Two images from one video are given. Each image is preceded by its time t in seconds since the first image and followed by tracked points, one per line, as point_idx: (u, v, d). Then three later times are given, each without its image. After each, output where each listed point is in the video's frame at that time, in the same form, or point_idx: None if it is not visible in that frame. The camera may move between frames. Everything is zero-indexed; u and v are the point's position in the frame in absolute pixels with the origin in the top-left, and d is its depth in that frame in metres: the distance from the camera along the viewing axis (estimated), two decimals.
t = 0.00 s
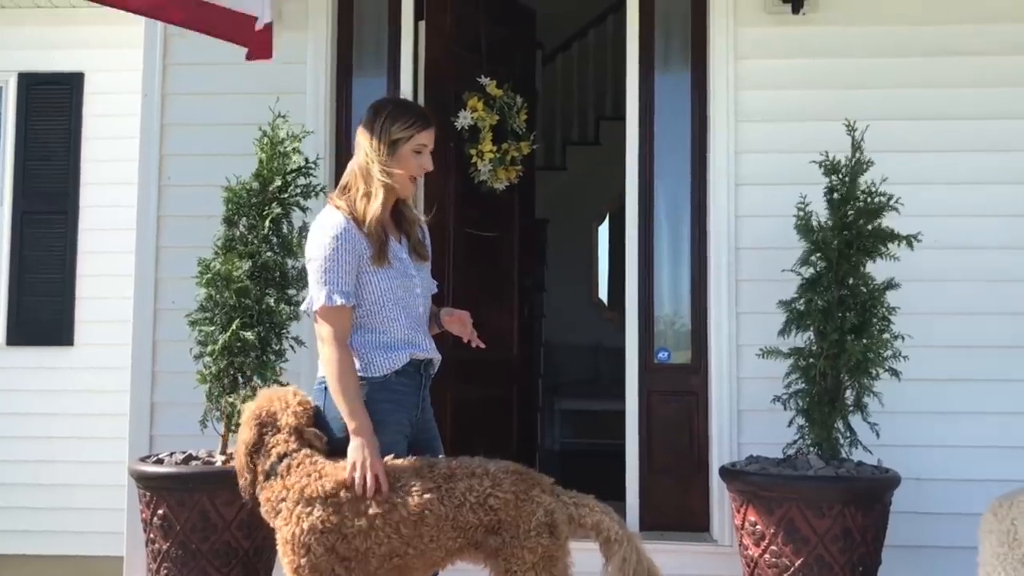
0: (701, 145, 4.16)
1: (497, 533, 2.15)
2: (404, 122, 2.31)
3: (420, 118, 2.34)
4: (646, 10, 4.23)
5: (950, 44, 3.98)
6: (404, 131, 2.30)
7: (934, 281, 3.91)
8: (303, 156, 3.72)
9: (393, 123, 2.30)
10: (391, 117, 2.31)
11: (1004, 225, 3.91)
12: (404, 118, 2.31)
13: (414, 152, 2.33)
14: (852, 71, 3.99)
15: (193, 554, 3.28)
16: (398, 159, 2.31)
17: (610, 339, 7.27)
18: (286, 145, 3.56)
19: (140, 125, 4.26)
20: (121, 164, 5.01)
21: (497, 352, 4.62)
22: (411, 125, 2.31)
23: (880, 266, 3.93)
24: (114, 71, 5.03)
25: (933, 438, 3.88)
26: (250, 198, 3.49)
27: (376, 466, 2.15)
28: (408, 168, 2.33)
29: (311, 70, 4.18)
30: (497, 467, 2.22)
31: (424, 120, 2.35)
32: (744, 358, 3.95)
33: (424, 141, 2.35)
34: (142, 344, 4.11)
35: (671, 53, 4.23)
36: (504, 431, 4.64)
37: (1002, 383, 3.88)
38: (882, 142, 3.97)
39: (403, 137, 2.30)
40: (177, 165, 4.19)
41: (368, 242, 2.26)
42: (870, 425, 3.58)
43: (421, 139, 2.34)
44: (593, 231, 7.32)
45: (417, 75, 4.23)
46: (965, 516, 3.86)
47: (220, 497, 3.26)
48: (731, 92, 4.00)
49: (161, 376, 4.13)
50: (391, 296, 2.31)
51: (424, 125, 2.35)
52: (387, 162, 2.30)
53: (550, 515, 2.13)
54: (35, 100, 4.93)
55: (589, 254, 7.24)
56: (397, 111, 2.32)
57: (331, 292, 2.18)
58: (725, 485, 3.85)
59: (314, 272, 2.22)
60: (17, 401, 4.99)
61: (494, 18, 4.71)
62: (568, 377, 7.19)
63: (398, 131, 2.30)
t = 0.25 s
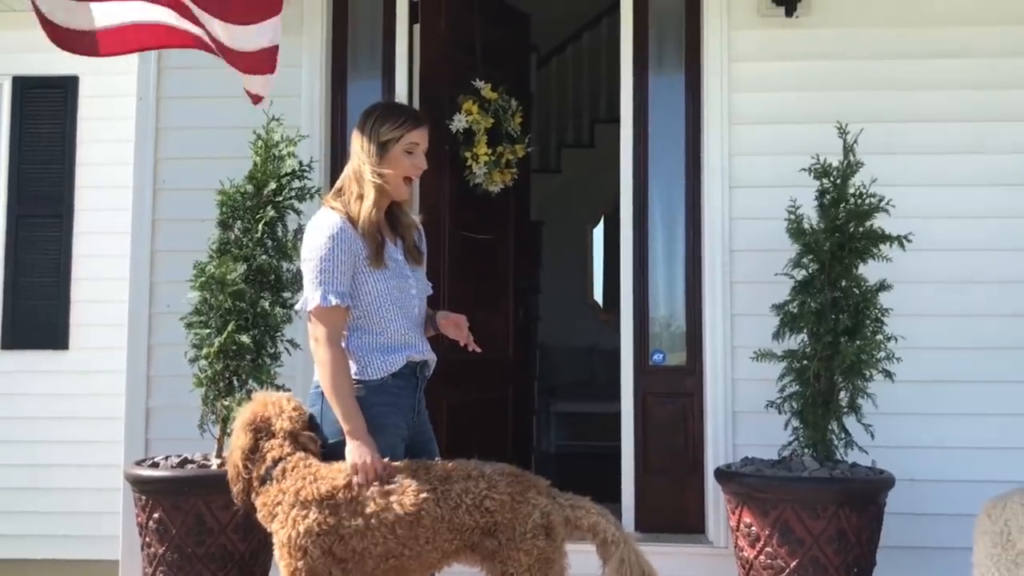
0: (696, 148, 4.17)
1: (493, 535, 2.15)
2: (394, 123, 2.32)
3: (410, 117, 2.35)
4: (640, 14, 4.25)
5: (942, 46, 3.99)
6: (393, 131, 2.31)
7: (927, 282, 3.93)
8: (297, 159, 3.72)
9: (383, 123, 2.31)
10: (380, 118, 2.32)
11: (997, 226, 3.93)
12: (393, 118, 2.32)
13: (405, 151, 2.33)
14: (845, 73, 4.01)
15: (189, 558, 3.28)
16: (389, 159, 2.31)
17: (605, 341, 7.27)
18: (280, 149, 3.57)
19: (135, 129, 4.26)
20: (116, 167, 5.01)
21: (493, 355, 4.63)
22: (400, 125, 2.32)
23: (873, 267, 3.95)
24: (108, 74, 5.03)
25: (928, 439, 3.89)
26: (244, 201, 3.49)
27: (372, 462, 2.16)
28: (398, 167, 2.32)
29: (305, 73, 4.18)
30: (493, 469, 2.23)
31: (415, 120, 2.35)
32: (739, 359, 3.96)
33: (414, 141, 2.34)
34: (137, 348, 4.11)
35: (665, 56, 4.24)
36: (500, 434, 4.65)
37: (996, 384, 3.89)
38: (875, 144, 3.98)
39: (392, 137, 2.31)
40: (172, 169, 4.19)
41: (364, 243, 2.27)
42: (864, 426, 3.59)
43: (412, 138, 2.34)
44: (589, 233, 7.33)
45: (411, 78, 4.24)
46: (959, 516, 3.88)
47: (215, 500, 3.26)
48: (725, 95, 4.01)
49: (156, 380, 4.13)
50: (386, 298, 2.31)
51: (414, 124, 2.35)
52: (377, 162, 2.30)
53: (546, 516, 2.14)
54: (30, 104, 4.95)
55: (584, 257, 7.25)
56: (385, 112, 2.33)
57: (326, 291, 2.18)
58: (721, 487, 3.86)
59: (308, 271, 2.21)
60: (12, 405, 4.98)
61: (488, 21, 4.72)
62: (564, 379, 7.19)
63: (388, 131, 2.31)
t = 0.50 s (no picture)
0: (687, 153, 4.18)
1: (486, 541, 2.15)
2: (373, 122, 2.32)
3: (391, 116, 2.35)
4: (632, 19, 4.26)
5: (931, 51, 4.01)
6: (373, 131, 2.31)
7: (918, 286, 3.94)
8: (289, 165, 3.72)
9: (363, 123, 2.32)
10: (361, 120, 2.34)
11: (987, 230, 3.94)
12: (373, 118, 2.33)
13: (385, 150, 2.32)
14: (835, 78, 4.02)
15: (181, 565, 3.27)
16: (370, 158, 2.32)
17: (598, 346, 7.27)
18: (272, 154, 3.57)
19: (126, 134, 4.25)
20: (107, 173, 5.00)
21: (485, 360, 4.62)
22: (380, 123, 2.32)
23: (864, 271, 3.96)
24: (99, 80, 5.01)
25: (919, 442, 3.90)
26: (236, 207, 3.49)
27: (358, 460, 2.18)
28: (379, 166, 2.32)
29: (297, 79, 4.17)
30: (485, 475, 2.23)
31: (395, 119, 2.35)
32: (732, 363, 3.97)
33: (395, 139, 2.34)
34: (128, 355, 4.09)
35: (657, 61, 4.25)
36: (492, 439, 4.64)
37: (986, 387, 3.91)
38: (866, 149, 3.99)
39: (371, 136, 2.31)
40: (164, 175, 4.18)
41: (350, 242, 2.27)
42: (856, 430, 3.60)
43: (393, 137, 2.33)
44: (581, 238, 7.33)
45: (403, 83, 4.24)
46: (951, 519, 3.88)
47: (207, 507, 3.25)
48: (716, 100, 4.02)
49: (147, 387, 4.11)
50: (373, 299, 2.30)
51: (395, 123, 2.35)
52: (357, 162, 2.31)
53: (539, 522, 2.13)
54: (20, 110, 4.96)
55: (576, 261, 7.25)
56: (367, 113, 2.35)
57: (312, 290, 2.17)
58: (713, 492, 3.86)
59: (295, 270, 2.22)
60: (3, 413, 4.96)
61: (480, 27, 4.73)
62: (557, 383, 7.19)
63: (367, 131, 2.32)
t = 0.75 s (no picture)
0: (679, 156, 4.18)
1: (477, 546, 2.14)
2: (343, 129, 2.35)
3: (362, 122, 2.35)
4: (622, 22, 4.26)
5: (921, 53, 4.02)
6: (342, 137, 2.34)
7: (909, 288, 3.94)
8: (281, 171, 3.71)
9: (335, 132, 2.37)
10: (336, 130, 2.37)
11: (977, 232, 3.95)
12: (344, 126, 2.35)
13: (354, 153, 2.32)
14: (825, 80, 4.03)
15: (172, 572, 3.25)
16: (340, 163, 2.33)
17: (591, 349, 7.27)
18: (264, 159, 3.56)
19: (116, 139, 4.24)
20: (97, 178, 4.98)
21: (477, 364, 4.61)
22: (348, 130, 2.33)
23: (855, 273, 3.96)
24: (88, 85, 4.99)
25: (911, 444, 3.90)
26: (228, 212, 3.47)
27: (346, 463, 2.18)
28: (349, 169, 2.31)
29: (287, 83, 4.16)
30: (477, 479, 2.22)
31: (366, 123, 2.35)
32: (724, 366, 3.97)
33: (364, 142, 2.33)
34: (119, 360, 4.08)
35: (648, 64, 4.25)
36: (485, 444, 4.63)
37: (978, 389, 3.91)
38: (856, 151, 4.00)
39: (341, 143, 2.34)
40: (154, 179, 4.17)
41: (334, 246, 2.26)
42: (848, 432, 3.60)
43: (363, 141, 2.33)
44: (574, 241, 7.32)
45: (395, 87, 4.23)
46: (943, 521, 3.88)
47: (198, 513, 3.23)
48: (707, 103, 4.02)
49: (138, 392, 4.10)
50: (360, 302, 2.30)
51: (366, 127, 2.35)
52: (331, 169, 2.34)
53: (530, 527, 2.12)
54: (9, 115, 4.92)
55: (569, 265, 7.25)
56: (341, 122, 2.38)
57: (298, 292, 2.17)
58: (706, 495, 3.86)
59: (281, 273, 2.22)
60: None
61: (471, 30, 4.73)
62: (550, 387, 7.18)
63: (338, 138, 2.35)
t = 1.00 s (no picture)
0: (669, 156, 4.19)
1: (468, 548, 2.13)
2: (325, 134, 2.35)
3: (343, 125, 2.34)
4: (611, 22, 4.26)
5: (909, 52, 4.03)
6: (324, 143, 2.34)
7: (899, 287, 3.95)
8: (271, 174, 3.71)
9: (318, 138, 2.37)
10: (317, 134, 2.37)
11: (966, 230, 3.96)
12: (325, 130, 2.35)
13: (333, 157, 2.31)
14: (814, 80, 4.03)
15: None
16: (323, 168, 2.33)
17: (583, 350, 7.27)
18: (254, 162, 3.55)
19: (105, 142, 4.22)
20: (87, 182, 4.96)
21: (469, 365, 4.60)
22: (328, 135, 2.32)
23: (845, 272, 3.97)
24: (77, 88, 4.97)
25: (902, 442, 3.91)
26: (217, 214, 3.46)
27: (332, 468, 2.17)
28: (330, 174, 2.31)
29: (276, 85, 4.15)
30: (468, 481, 2.22)
31: (346, 126, 2.34)
32: (714, 366, 3.97)
33: (344, 146, 2.32)
34: (109, 364, 4.07)
35: (637, 64, 4.25)
36: (477, 445, 4.63)
37: (967, 387, 3.92)
38: (845, 150, 4.00)
39: (321, 148, 2.34)
40: (143, 182, 4.16)
41: (320, 250, 2.25)
42: (838, 431, 3.60)
43: (343, 145, 2.32)
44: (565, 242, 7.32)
45: (383, 89, 4.22)
46: (935, 519, 3.89)
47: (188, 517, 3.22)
48: (696, 103, 4.02)
49: (128, 396, 4.08)
50: (346, 306, 2.29)
51: (346, 131, 2.33)
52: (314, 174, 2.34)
53: (521, 528, 2.12)
54: None
55: (560, 265, 7.25)
56: (323, 127, 2.37)
57: (284, 296, 2.17)
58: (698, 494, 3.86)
59: (269, 278, 2.22)
60: None
61: (460, 31, 4.72)
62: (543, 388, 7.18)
63: (320, 143, 2.36)
